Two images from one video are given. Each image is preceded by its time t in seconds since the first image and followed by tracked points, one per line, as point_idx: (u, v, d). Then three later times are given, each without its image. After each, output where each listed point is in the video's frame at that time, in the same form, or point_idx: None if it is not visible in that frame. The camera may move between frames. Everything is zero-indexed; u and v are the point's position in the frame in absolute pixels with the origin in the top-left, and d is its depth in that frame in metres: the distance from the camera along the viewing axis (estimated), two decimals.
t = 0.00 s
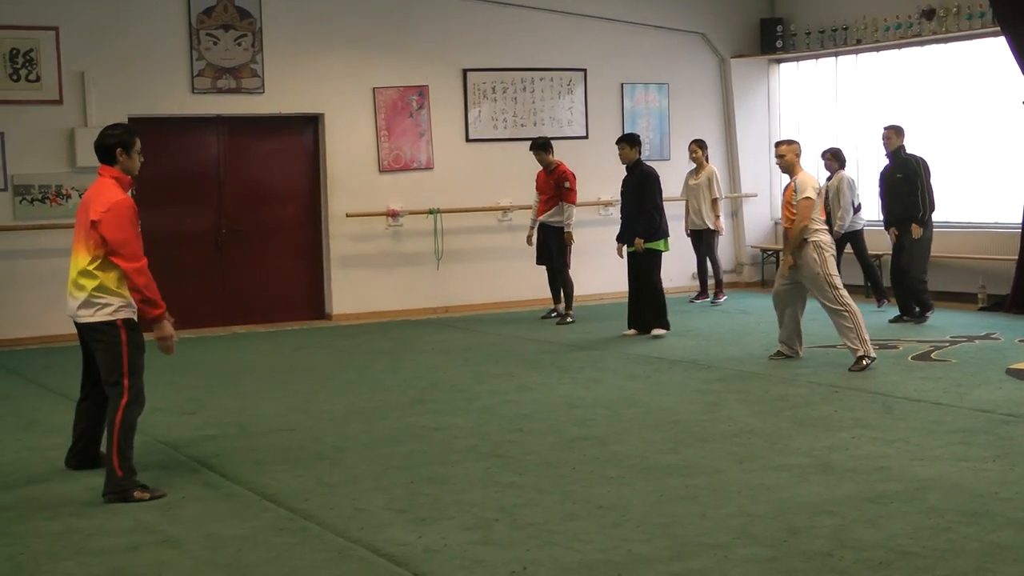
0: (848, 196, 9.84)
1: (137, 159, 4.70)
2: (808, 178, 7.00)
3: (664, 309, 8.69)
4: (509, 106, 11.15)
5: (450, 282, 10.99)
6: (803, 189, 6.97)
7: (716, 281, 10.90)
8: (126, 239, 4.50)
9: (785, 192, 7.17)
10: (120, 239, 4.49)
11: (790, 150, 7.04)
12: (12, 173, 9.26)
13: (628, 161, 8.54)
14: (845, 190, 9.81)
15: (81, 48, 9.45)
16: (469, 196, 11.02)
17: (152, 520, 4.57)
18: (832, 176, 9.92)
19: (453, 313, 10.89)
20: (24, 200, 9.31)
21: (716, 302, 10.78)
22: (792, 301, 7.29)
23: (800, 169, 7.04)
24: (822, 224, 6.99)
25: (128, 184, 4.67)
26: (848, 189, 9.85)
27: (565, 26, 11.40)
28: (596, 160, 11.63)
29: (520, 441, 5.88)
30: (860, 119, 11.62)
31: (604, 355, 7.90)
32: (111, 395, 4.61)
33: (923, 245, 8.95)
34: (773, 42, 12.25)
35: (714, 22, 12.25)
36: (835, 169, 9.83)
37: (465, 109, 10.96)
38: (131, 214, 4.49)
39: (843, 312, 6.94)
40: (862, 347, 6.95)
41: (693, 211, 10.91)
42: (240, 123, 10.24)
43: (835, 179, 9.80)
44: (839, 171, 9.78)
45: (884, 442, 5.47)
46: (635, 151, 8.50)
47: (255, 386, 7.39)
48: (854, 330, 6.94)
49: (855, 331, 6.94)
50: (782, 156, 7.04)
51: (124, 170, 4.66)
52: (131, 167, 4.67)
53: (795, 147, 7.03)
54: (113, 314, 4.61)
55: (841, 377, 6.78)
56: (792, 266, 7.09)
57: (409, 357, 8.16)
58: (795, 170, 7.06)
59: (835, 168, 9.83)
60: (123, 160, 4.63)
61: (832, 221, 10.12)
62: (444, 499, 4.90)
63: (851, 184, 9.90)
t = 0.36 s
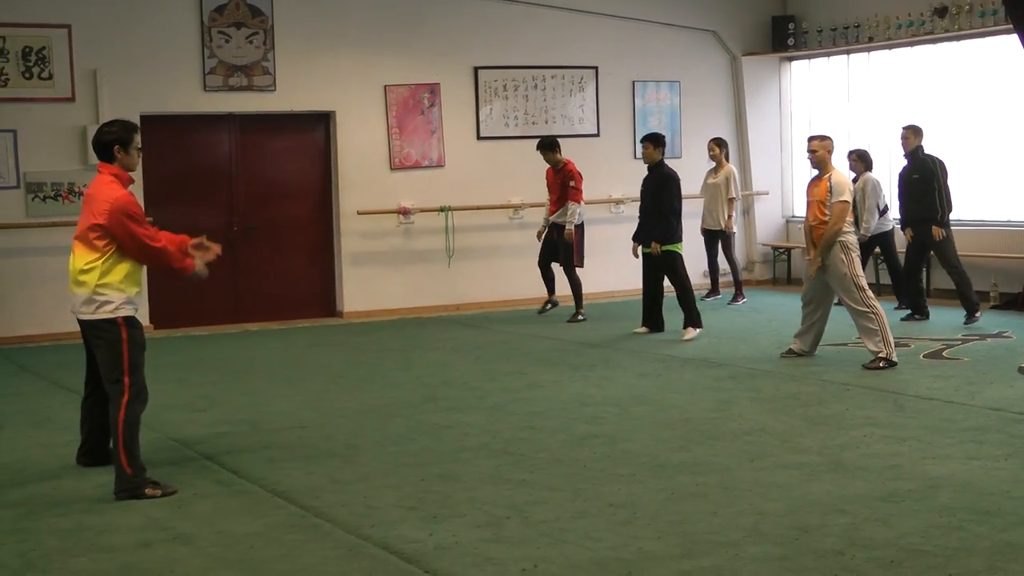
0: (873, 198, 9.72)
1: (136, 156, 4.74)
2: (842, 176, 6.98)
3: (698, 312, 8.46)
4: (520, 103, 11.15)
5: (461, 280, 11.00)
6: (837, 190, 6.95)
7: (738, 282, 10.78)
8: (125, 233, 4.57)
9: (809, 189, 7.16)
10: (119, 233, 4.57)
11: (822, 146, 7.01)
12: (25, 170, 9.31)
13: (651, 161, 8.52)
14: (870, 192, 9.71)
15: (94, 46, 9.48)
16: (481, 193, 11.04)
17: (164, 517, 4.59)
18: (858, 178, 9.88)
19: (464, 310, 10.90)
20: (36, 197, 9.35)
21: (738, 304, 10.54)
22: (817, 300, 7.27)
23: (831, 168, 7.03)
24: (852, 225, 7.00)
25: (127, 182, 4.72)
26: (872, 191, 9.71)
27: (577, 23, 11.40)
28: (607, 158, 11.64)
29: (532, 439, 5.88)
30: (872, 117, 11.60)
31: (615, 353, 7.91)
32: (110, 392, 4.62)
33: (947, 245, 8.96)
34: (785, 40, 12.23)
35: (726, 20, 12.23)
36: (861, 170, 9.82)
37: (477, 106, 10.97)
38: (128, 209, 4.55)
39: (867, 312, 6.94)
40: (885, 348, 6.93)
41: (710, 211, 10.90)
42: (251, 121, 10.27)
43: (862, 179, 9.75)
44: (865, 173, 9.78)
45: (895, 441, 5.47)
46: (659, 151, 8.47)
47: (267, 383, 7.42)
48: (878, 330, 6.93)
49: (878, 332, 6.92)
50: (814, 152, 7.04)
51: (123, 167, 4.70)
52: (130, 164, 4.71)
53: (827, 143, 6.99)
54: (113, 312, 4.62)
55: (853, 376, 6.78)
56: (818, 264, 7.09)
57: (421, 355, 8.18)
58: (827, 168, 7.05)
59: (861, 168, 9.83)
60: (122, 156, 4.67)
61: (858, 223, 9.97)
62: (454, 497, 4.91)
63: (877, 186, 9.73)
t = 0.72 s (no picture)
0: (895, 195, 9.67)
1: (139, 150, 4.74)
2: (866, 174, 6.93)
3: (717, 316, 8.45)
4: (534, 101, 11.15)
5: (475, 278, 11.02)
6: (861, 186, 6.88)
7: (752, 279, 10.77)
8: (134, 225, 4.60)
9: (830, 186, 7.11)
10: (128, 225, 4.61)
11: (846, 142, 6.99)
12: (40, 168, 9.35)
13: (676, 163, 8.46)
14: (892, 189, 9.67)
15: (108, 44, 9.51)
16: (495, 189, 11.05)
17: (178, 515, 4.61)
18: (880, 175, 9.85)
19: (477, 308, 10.92)
20: (50, 194, 9.39)
21: (749, 301, 10.52)
22: (834, 297, 7.22)
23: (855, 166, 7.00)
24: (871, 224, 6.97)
25: (131, 177, 4.73)
26: (894, 190, 9.65)
27: (590, 21, 11.39)
28: (620, 156, 11.63)
29: (545, 436, 5.89)
30: (886, 114, 11.57)
31: (628, 351, 7.91)
32: (122, 389, 4.64)
33: (972, 249, 8.92)
34: (798, 37, 12.20)
35: (739, 17, 12.21)
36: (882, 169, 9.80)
37: (490, 104, 10.98)
38: (135, 201, 4.57)
39: (883, 308, 6.93)
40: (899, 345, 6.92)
41: (728, 208, 10.92)
42: (264, 119, 10.29)
43: (885, 176, 9.72)
44: (887, 170, 9.75)
45: (910, 439, 5.45)
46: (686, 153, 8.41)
47: (280, 381, 7.43)
48: (893, 328, 6.92)
49: (893, 329, 6.92)
50: (839, 149, 7.01)
51: (126, 162, 4.71)
52: (134, 159, 4.72)
53: (853, 139, 6.98)
54: (125, 306, 4.64)
55: (867, 374, 6.76)
56: (835, 259, 7.08)
57: (434, 352, 8.19)
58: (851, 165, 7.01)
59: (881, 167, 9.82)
60: (125, 152, 4.67)
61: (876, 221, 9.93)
62: (467, 495, 4.92)
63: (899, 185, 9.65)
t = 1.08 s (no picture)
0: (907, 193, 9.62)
1: (149, 147, 4.77)
2: (879, 172, 6.92)
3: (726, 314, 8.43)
4: (546, 99, 11.16)
5: (488, 275, 11.04)
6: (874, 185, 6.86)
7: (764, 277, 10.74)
8: (149, 219, 4.63)
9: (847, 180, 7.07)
10: (143, 219, 4.64)
11: (861, 141, 6.97)
12: (54, 166, 9.38)
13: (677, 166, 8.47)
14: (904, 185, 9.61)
15: (121, 42, 9.54)
16: (508, 187, 11.06)
17: (191, 512, 4.63)
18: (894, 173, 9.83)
19: (489, 306, 10.93)
20: (64, 192, 9.44)
21: (761, 299, 10.51)
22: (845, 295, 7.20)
23: (869, 164, 6.98)
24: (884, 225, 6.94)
25: (141, 174, 4.77)
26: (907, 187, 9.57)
27: (603, 19, 11.39)
28: (632, 153, 11.63)
29: (557, 434, 5.89)
30: (900, 111, 11.54)
31: (640, 349, 7.90)
32: (137, 386, 4.66)
33: (983, 248, 8.87)
34: (811, 35, 12.18)
35: (752, 14, 12.20)
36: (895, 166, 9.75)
37: (503, 102, 10.98)
38: (148, 195, 4.59)
39: (896, 307, 6.92)
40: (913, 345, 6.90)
41: (728, 211, 10.82)
42: (277, 116, 10.31)
43: (897, 175, 9.71)
44: (899, 168, 9.72)
45: (922, 437, 5.45)
46: (689, 155, 8.41)
47: (293, 378, 7.45)
48: (907, 327, 6.90)
49: (906, 328, 6.90)
50: (852, 147, 6.99)
51: (137, 159, 4.75)
52: (144, 156, 4.75)
53: (868, 139, 6.95)
54: (143, 301, 4.66)
55: (880, 372, 6.75)
56: (848, 258, 7.06)
57: (446, 350, 8.20)
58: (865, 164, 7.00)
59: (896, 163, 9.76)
60: (135, 149, 4.70)
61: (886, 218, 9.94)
62: (480, 492, 4.92)
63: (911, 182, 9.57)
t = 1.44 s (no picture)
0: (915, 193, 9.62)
1: (159, 145, 4.80)
2: (887, 171, 6.93)
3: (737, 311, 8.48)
4: (555, 97, 11.17)
5: (498, 273, 11.06)
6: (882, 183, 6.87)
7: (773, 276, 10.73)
8: (160, 216, 4.65)
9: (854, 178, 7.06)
10: (154, 217, 4.66)
11: (869, 140, 6.98)
12: (63, 164, 9.42)
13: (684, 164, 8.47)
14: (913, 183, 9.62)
15: (130, 40, 9.57)
16: (518, 186, 11.08)
17: (200, 509, 4.65)
18: (901, 171, 9.79)
19: (499, 304, 10.95)
20: (72, 190, 9.47)
21: (770, 297, 10.51)
22: (850, 292, 7.21)
23: (877, 164, 6.99)
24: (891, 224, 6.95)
25: (150, 172, 4.79)
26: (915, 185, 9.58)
27: (612, 17, 11.39)
28: (641, 151, 11.63)
29: (565, 432, 5.90)
30: (909, 110, 11.52)
31: (649, 347, 7.91)
32: (148, 384, 4.67)
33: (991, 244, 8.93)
34: (820, 33, 12.17)
35: (762, 12, 12.20)
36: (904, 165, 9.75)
37: (512, 100, 10.99)
38: (159, 192, 4.62)
39: (903, 305, 6.91)
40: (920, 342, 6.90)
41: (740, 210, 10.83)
42: (286, 114, 10.33)
43: (904, 174, 9.70)
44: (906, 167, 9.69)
45: (931, 436, 5.45)
46: (696, 153, 8.39)
47: (302, 376, 7.47)
48: (914, 324, 6.90)
49: (914, 325, 6.90)
50: (861, 146, 7.00)
51: (147, 157, 4.77)
52: (154, 154, 4.78)
53: (876, 138, 6.96)
54: (154, 298, 4.68)
55: (888, 370, 6.75)
56: (854, 256, 7.05)
57: (455, 348, 8.21)
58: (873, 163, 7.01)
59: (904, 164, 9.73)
60: (146, 147, 4.73)
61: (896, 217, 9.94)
62: (488, 491, 4.93)
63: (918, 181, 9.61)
